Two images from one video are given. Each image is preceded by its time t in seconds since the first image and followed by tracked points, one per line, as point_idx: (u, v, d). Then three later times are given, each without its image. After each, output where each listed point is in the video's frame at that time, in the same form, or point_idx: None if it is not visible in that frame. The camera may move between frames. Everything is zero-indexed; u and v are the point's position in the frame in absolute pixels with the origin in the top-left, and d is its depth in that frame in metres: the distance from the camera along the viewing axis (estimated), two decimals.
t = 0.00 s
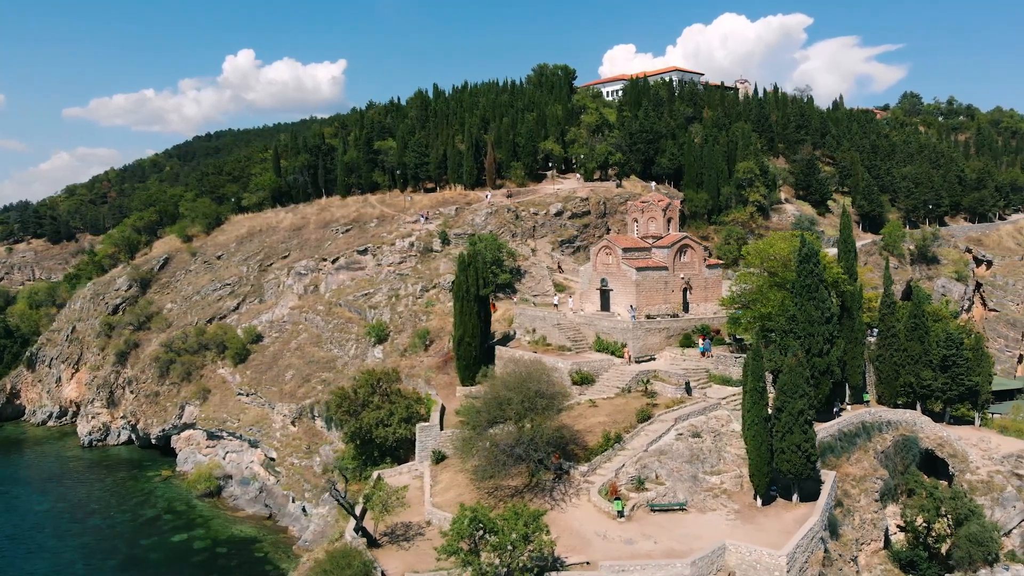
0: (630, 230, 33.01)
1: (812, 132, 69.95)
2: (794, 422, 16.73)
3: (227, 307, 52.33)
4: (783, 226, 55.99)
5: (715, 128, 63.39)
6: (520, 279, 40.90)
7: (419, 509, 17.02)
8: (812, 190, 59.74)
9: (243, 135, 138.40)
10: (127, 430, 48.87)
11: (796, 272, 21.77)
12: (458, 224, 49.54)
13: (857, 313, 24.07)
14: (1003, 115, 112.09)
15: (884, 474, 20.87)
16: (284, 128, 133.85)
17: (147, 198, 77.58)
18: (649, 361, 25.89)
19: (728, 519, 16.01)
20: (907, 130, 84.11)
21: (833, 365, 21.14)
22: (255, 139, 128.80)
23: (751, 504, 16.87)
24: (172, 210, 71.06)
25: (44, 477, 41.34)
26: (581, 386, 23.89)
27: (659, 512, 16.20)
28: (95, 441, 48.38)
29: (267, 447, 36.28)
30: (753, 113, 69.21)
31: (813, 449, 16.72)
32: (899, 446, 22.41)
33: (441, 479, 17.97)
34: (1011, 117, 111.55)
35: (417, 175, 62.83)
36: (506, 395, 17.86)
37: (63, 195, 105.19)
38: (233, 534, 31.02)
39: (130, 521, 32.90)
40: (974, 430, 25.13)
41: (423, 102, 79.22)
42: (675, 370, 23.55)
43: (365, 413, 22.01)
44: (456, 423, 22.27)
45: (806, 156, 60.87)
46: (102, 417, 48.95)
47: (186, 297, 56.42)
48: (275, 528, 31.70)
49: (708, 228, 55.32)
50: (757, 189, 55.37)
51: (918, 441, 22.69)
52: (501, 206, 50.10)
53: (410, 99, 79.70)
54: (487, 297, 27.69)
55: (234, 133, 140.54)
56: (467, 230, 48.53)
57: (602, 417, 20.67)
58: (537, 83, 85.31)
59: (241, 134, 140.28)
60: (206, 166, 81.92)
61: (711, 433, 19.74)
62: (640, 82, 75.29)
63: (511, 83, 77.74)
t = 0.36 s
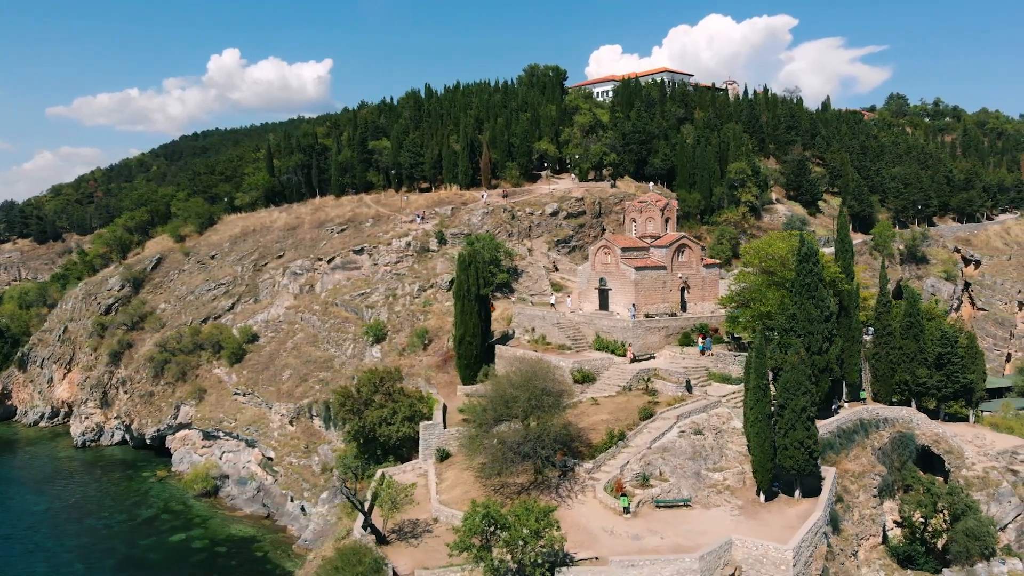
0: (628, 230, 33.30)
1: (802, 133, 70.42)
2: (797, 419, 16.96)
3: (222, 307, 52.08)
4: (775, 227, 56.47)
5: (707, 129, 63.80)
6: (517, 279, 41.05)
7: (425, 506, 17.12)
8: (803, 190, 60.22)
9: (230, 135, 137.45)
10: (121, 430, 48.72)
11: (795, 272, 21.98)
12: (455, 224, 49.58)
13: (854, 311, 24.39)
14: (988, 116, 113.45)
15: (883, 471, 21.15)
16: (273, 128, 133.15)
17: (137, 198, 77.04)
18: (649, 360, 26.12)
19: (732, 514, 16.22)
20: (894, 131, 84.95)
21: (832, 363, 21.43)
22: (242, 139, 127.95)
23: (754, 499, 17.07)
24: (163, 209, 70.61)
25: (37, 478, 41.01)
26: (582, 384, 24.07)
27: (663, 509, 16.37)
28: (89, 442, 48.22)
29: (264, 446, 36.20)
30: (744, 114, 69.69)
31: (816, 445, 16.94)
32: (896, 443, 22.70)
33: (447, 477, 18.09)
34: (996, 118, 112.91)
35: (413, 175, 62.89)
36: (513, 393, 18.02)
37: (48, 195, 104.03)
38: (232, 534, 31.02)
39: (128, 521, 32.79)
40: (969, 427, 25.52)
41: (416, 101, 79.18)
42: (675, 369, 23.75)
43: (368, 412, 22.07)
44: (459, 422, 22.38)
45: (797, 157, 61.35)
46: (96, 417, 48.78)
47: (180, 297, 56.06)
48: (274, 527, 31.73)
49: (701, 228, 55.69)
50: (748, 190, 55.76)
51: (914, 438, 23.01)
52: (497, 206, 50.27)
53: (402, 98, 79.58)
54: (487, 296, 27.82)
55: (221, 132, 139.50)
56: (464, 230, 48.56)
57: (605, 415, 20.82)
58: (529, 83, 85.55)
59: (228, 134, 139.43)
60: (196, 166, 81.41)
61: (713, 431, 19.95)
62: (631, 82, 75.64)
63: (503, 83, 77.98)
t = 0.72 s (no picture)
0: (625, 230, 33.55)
1: (790, 133, 70.98)
2: (799, 416, 17.22)
3: (216, 307, 51.80)
4: (766, 227, 56.94)
5: (698, 129, 64.24)
6: (514, 278, 41.21)
7: (432, 503, 17.23)
8: (793, 190, 60.70)
9: (216, 135, 136.40)
10: (114, 431, 48.48)
11: (795, 271, 22.16)
12: (451, 224, 49.62)
13: (851, 310, 24.72)
14: (973, 118, 114.90)
15: (880, 466, 21.50)
16: (261, 127, 132.38)
17: (126, 198, 76.35)
18: (648, 358, 26.39)
19: (737, 509, 16.46)
20: (881, 132, 85.83)
21: (830, 361, 21.73)
22: (229, 139, 127.04)
23: (758, 495, 17.33)
24: (153, 209, 70.08)
25: (30, 479, 40.70)
26: (584, 382, 24.26)
27: (669, 504, 16.57)
28: (81, 442, 47.95)
29: (261, 446, 36.11)
30: (734, 115, 70.19)
31: (818, 441, 17.20)
32: (892, 439, 23.04)
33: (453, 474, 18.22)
34: (980, 120, 114.42)
35: (407, 175, 62.87)
36: (519, 391, 18.18)
37: (32, 195, 102.78)
38: (230, 533, 31.00)
39: (125, 522, 32.68)
40: (962, 424, 25.91)
41: (406, 101, 79.08)
42: (675, 367, 23.99)
43: (372, 410, 22.11)
44: (462, 421, 22.52)
45: (787, 158, 61.88)
46: (88, 418, 48.50)
47: (173, 297, 55.68)
48: (272, 527, 31.74)
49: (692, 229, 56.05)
50: (740, 190, 56.19)
51: (911, 435, 23.37)
52: (493, 206, 50.39)
53: (393, 98, 79.43)
54: (487, 295, 27.97)
55: (207, 131, 138.37)
56: (460, 230, 48.59)
57: (607, 413, 21.01)
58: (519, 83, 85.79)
59: (214, 133, 138.41)
60: (185, 165, 80.84)
61: (715, 428, 20.18)
62: (622, 83, 76.01)
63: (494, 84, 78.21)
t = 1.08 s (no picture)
0: (623, 230, 33.83)
1: (779, 134, 71.55)
2: (802, 412, 17.47)
3: (210, 307, 51.54)
4: (756, 228, 57.42)
5: (688, 130, 64.67)
6: (510, 278, 41.40)
7: (439, 501, 17.36)
8: (782, 191, 61.08)
9: (202, 134, 135.30)
10: (106, 431, 48.19)
11: (793, 270, 22.39)
12: (446, 223, 49.67)
13: (847, 310, 25.05)
14: (956, 119, 116.32)
15: (877, 462, 21.88)
16: (247, 127, 131.57)
17: (114, 198, 75.65)
18: (648, 357, 26.65)
19: (741, 505, 16.70)
20: (868, 134, 86.68)
21: (828, 359, 21.99)
22: (216, 139, 126.14)
23: (760, 491, 17.61)
24: (143, 209, 69.55)
25: (22, 481, 40.33)
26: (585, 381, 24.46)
27: (674, 500, 16.79)
28: (74, 443, 47.64)
29: (258, 445, 36.00)
30: (724, 116, 70.69)
31: (821, 437, 17.48)
32: (888, 435, 23.44)
33: (460, 472, 18.35)
34: (964, 121, 115.85)
35: (402, 175, 62.85)
36: (525, 388, 18.34)
37: (15, 195, 101.48)
38: (230, 532, 30.99)
39: (123, 522, 32.57)
40: (956, 421, 26.37)
41: (396, 100, 78.95)
42: (675, 365, 24.23)
43: (375, 408, 22.13)
44: (464, 420, 22.70)
45: (777, 159, 62.42)
46: (81, 418, 48.17)
47: (165, 297, 55.30)
48: (271, 526, 31.73)
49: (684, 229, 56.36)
50: (731, 191, 56.65)
51: (907, 431, 23.79)
52: (488, 206, 50.51)
53: (384, 98, 79.26)
54: (487, 295, 28.12)
55: (192, 131, 137.29)
56: (455, 230, 48.61)
57: (610, 410, 21.20)
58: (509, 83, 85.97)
59: (200, 133, 137.34)
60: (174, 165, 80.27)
61: (716, 425, 20.41)
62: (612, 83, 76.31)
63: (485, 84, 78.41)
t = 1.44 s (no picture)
0: (621, 230, 34.07)
1: (770, 135, 72.03)
2: (805, 410, 17.71)
3: (205, 307, 51.34)
4: (748, 228, 57.85)
5: (680, 130, 64.98)
6: (507, 277, 41.51)
7: (446, 498, 17.47)
8: (773, 192, 61.47)
9: (189, 133, 134.39)
10: (99, 432, 47.96)
11: (792, 269, 22.68)
12: (442, 223, 49.72)
13: (844, 309, 25.37)
14: (942, 120, 117.73)
15: (875, 459, 22.15)
16: (236, 127, 130.91)
17: (103, 198, 75.04)
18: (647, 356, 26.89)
19: (744, 501, 16.93)
20: (856, 135, 87.42)
21: (827, 357, 22.28)
22: (204, 138, 125.31)
23: (763, 487, 17.85)
24: (134, 208, 69.08)
25: (16, 482, 40.03)
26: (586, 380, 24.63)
27: (678, 497, 17.00)
28: (67, 444, 47.36)
29: (256, 445, 35.95)
30: (715, 116, 71.08)
31: (822, 434, 17.74)
32: (885, 432, 23.77)
33: (465, 470, 18.47)
34: (949, 122, 117.27)
35: (396, 175, 62.80)
36: (531, 387, 18.48)
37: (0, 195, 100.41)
38: (228, 532, 30.96)
39: (120, 522, 32.45)
40: (950, 418, 26.81)
41: (388, 100, 78.75)
42: (675, 364, 24.45)
43: (378, 408, 22.02)
44: (467, 419, 22.83)
45: (768, 160, 62.88)
46: (74, 419, 47.88)
47: (159, 297, 54.98)
48: (269, 526, 31.76)
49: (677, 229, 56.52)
50: (723, 192, 57.09)
51: (902, 429, 24.12)
52: (484, 206, 50.62)
53: (375, 97, 79.05)
54: (487, 295, 28.26)
55: (179, 130, 136.27)
56: (452, 229, 48.66)
57: (612, 409, 21.37)
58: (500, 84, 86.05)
59: (186, 131, 136.33)
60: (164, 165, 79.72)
61: (717, 423, 20.65)
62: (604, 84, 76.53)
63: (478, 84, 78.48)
